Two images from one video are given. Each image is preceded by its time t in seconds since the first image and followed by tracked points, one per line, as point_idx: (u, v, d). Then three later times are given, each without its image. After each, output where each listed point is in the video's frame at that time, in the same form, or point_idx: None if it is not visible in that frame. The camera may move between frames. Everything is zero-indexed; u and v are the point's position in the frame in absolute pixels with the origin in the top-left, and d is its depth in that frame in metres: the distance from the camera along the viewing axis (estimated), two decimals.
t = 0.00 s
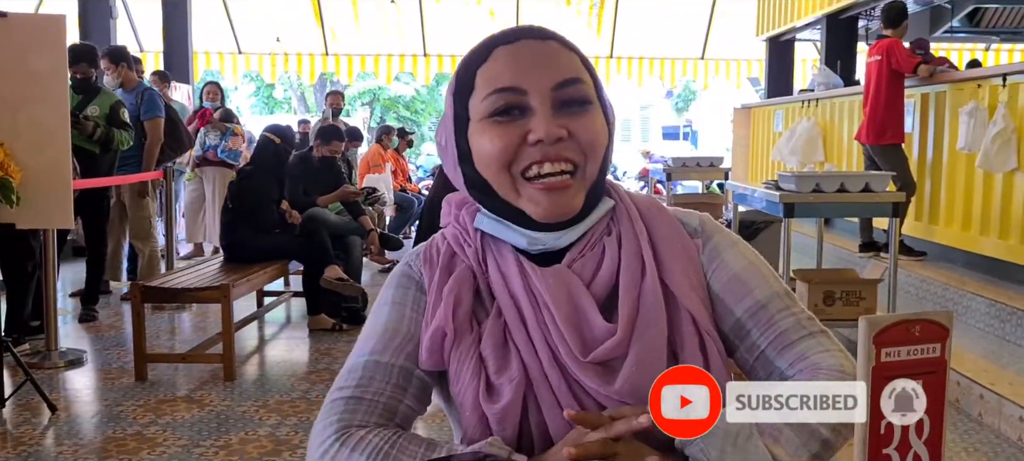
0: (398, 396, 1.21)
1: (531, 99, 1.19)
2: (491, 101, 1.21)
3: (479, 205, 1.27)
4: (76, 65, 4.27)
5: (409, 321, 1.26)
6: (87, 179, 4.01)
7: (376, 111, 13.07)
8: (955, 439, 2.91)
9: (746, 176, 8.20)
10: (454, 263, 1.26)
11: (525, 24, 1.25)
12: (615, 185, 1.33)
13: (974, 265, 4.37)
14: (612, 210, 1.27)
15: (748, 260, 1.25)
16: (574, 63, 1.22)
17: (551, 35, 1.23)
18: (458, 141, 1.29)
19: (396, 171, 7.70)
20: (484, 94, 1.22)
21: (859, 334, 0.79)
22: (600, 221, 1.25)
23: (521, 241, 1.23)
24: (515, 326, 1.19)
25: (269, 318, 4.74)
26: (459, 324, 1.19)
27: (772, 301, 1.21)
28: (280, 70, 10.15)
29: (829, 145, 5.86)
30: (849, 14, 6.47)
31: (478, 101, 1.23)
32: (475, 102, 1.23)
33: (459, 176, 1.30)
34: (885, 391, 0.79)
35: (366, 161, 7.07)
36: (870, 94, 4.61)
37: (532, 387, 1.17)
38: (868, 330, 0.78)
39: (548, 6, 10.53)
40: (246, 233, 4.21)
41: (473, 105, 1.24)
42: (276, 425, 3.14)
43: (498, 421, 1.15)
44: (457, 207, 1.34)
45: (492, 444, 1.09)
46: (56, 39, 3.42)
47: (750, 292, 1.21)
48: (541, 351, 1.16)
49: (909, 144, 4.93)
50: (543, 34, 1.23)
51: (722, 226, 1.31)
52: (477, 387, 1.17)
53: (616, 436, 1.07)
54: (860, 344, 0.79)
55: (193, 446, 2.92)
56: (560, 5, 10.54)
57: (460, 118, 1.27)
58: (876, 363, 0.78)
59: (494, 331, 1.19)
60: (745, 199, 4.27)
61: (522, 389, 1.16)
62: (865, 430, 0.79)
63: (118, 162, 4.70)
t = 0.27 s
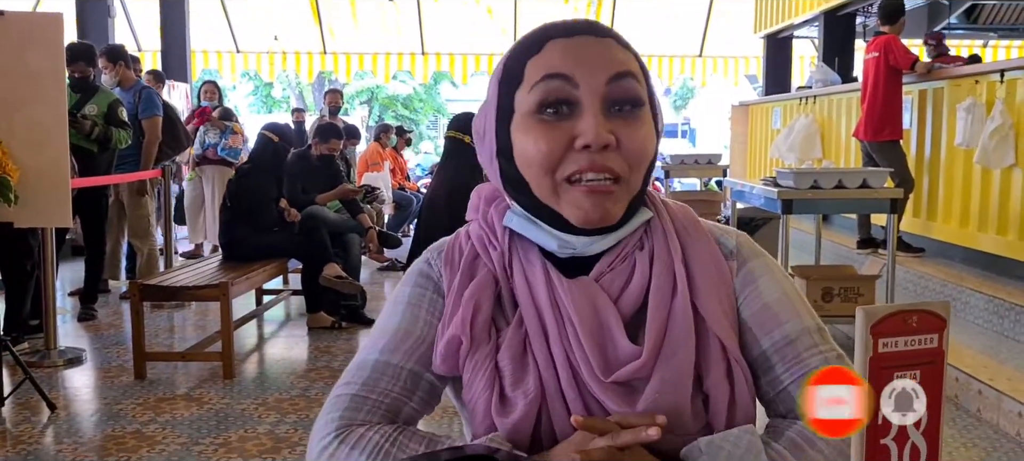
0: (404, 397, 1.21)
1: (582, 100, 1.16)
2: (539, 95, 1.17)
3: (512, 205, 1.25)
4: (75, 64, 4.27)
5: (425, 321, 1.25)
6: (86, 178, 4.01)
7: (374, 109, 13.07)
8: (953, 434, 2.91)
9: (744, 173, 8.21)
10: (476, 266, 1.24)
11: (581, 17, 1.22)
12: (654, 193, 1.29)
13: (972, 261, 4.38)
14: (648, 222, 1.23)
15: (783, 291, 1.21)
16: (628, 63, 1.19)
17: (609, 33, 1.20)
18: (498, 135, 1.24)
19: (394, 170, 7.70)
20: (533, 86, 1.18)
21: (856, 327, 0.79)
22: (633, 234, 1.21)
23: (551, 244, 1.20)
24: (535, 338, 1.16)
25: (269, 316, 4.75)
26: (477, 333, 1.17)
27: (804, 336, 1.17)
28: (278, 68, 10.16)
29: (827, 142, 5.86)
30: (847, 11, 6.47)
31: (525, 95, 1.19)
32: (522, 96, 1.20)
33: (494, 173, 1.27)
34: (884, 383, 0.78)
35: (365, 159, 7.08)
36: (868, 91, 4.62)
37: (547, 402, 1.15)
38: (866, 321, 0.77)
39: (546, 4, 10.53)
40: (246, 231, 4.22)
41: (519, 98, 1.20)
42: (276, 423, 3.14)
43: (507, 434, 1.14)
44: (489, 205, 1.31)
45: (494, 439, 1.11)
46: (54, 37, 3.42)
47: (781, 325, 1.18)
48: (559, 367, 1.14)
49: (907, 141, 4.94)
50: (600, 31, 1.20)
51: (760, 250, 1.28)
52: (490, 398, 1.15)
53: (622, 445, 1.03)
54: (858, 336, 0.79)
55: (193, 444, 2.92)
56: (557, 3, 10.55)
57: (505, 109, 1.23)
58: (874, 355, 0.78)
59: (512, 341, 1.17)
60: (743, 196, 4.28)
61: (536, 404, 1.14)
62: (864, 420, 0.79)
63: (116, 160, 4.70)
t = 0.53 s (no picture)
0: (405, 399, 1.21)
1: (598, 107, 1.15)
2: (553, 102, 1.16)
3: (520, 209, 1.23)
4: (72, 64, 4.26)
5: (427, 324, 1.24)
6: (83, 178, 4.01)
7: (372, 108, 13.07)
8: (951, 432, 2.91)
9: (741, 171, 8.22)
10: (482, 269, 1.23)
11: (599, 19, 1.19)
12: (663, 198, 1.28)
13: (970, 258, 4.38)
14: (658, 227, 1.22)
15: (789, 298, 1.22)
16: (645, 70, 1.17)
17: (626, 39, 1.18)
18: (511, 141, 1.23)
19: (392, 169, 7.71)
20: (547, 92, 1.17)
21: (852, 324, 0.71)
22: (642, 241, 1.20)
23: (559, 250, 1.19)
24: (540, 345, 1.15)
25: (266, 316, 4.75)
26: (481, 338, 1.16)
27: (808, 344, 1.19)
28: (275, 68, 10.15)
29: (825, 139, 5.86)
30: (843, 9, 6.48)
31: (538, 99, 1.18)
32: (536, 101, 1.18)
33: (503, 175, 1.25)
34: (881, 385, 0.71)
35: (362, 158, 7.07)
36: (865, 88, 4.62)
37: (550, 407, 1.15)
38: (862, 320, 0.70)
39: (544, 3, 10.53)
40: (243, 231, 4.23)
41: (532, 102, 1.19)
42: (274, 422, 3.14)
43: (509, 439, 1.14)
44: (496, 206, 1.29)
45: (490, 437, 1.11)
46: (50, 36, 3.42)
47: (786, 332, 1.19)
48: (564, 372, 1.14)
49: (904, 138, 4.94)
50: (618, 35, 1.18)
51: (766, 255, 1.28)
52: (493, 402, 1.15)
53: (619, 441, 1.04)
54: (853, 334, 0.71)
55: (191, 444, 2.92)
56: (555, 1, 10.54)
57: (517, 113, 1.21)
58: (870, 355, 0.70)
59: (516, 346, 1.16)
60: (740, 194, 4.28)
61: (540, 410, 1.14)
62: (859, 420, 0.71)
63: (113, 160, 4.70)
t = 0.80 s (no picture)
0: (397, 395, 1.21)
1: (589, 105, 1.14)
2: (544, 99, 1.16)
3: (511, 206, 1.23)
4: (68, 62, 4.26)
5: (419, 319, 1.24)
6: (79, 177, 4.01)
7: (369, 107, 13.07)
8: (947, 429, 2.92)
9: (738, 169, 8.23)
10: (472, 265, 1.23)
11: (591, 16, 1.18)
12: (655, 194, 1.28)
13: (966, 256, 4.38)
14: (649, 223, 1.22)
15: (779, 294, 1.22)
16: (636, 69, 1.17)
17: (618, 37, 1.17)
18: (503, 138, 1.22)
19: (389, 167, 7.70)
20: (538, 90, 1.16)
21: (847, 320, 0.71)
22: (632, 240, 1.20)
23: (549, 247, 1.19)
24: (530, 340, 1.15)
25: (263, 314, 4.74)
26: (471, 334, 1.16)
27: (798, 340, 1.19)
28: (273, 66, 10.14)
29: (821, 137, 5.87)
30: (840, 6, 6.48)
31: (530, 95, 1.17)
32: (527, 99, 1.18)
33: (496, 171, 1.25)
34: (876, 382, 0.71)
35: (360, 156, 7.07)
36: (861, 86, 4.62)
37: (541, 403, 1.15)
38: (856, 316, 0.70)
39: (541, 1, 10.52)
40: (239, 229, 4.23)
41: (524, 100, 1.18)
42: (270, 420, 3.13)
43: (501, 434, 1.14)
44: (487, 202, 1.29)
45: (484, 434, 1.10)
46: (46, 34, 3.42)
47: (776, 328, 1.18)
48: (554, 367, 1.14)
49: (901, 135, 4.95)
50: (610, 33, 1.17)
51: (756, 252, 1.28)
52: (484, 398, 1.15)
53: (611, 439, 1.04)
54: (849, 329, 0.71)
55: (188, 442, 2.91)
56: None
57: (509, 109, 1.21)
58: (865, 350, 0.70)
59: (507, 341, 1.16)
60: (737, 192, 4.28)
61: (530, 406, 1.14)
62: (854, 416, 0.71)
63: (110, 158, 4.70)
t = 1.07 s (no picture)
0: (394, 392, 1.21)
1: (584, 108, 1.14)
2: (539, 101, 1.15)
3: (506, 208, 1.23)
4: (63, 61, 4.25)
5: (416, 317, 1.24)
6: (76, 175, 4.00)
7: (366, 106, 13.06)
8: (943, 427, 2.92)
9: (735, 167, 8.23)
10: (469, 264, 1.23)
11: (586, 17, 1.17)
12: (651, 195, 1.28)
13: (962, 254, 4.39)
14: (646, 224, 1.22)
15: (775, 294, 1.22)
16: (633, 72, 1.17)
17: (614, 39, 1.17)
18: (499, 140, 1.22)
19: (386, 166, 7.70)
20: (533, 92, 1.16)
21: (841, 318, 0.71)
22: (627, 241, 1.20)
23: (544, 250, 1.19)
24: (526, 339, 1.15)
25: (259, 313, 4.74)
26: (467, 332, 1.16)
27: (793, 340, 1.19)
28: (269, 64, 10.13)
29: (818, 135, 5.88)
30: (837, 5, 6.48)
31: (526, 97, 1.17)
32: (523, 100, 1.17)
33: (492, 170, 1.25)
34: (871, 380, 0.71)
35: (356, 155, 7.07)
36: (857, 84, 4.63)
37: (537, 402, 1.15)
38: (851, 314, 0.70)
39: None
40: (236, 227, 4.23)
41: (520, 101, 1.18)
42: (268, 419, 3.13)
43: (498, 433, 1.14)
44: (484, 202, 1.29)
45: (481, 432, 1.11)
46: (42, 32, 3.41)
47: (772, 329, 1.19)
48: (548, 366, 1.14)
49: (897, 134, 4.96)
50: (606, 36, 1.17)
51: (752, 252, 1.27)
52: (480, 396, 1.15)
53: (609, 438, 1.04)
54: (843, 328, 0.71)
55: (185, 441, 2.91)
56: None
57: (506, 110, 1.21)
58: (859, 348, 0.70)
59: (503, 340, 1.16)
60: (734, 190, 4.28)
61: (526, 404, 1.14)
62: (850, 413, 0.71)
63: (106, 157, 4.69)
